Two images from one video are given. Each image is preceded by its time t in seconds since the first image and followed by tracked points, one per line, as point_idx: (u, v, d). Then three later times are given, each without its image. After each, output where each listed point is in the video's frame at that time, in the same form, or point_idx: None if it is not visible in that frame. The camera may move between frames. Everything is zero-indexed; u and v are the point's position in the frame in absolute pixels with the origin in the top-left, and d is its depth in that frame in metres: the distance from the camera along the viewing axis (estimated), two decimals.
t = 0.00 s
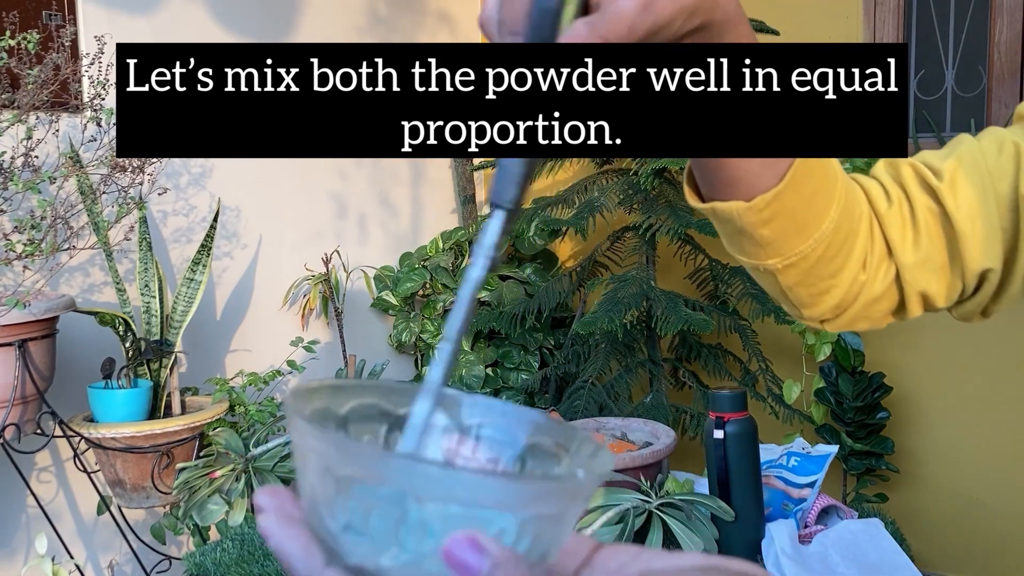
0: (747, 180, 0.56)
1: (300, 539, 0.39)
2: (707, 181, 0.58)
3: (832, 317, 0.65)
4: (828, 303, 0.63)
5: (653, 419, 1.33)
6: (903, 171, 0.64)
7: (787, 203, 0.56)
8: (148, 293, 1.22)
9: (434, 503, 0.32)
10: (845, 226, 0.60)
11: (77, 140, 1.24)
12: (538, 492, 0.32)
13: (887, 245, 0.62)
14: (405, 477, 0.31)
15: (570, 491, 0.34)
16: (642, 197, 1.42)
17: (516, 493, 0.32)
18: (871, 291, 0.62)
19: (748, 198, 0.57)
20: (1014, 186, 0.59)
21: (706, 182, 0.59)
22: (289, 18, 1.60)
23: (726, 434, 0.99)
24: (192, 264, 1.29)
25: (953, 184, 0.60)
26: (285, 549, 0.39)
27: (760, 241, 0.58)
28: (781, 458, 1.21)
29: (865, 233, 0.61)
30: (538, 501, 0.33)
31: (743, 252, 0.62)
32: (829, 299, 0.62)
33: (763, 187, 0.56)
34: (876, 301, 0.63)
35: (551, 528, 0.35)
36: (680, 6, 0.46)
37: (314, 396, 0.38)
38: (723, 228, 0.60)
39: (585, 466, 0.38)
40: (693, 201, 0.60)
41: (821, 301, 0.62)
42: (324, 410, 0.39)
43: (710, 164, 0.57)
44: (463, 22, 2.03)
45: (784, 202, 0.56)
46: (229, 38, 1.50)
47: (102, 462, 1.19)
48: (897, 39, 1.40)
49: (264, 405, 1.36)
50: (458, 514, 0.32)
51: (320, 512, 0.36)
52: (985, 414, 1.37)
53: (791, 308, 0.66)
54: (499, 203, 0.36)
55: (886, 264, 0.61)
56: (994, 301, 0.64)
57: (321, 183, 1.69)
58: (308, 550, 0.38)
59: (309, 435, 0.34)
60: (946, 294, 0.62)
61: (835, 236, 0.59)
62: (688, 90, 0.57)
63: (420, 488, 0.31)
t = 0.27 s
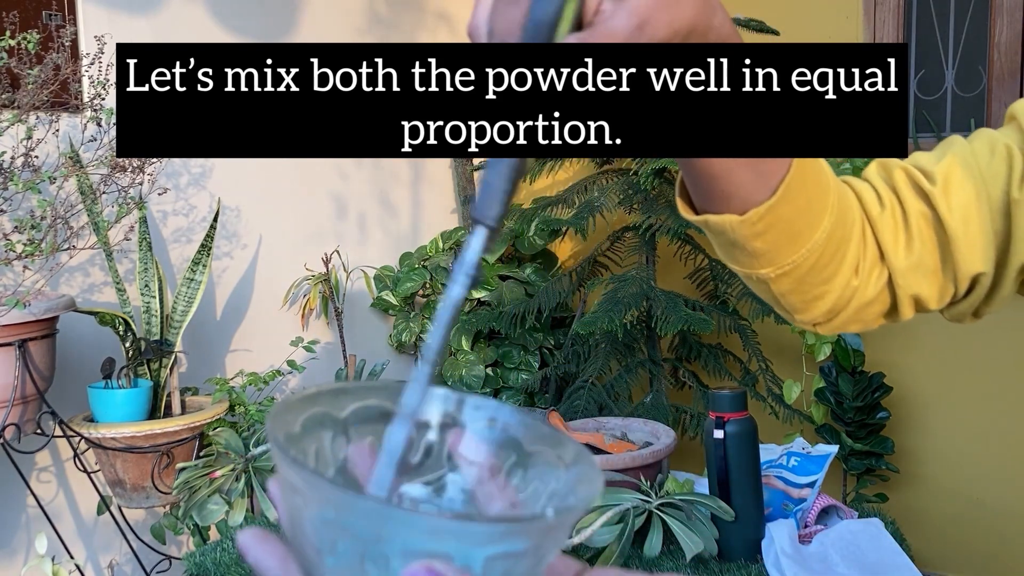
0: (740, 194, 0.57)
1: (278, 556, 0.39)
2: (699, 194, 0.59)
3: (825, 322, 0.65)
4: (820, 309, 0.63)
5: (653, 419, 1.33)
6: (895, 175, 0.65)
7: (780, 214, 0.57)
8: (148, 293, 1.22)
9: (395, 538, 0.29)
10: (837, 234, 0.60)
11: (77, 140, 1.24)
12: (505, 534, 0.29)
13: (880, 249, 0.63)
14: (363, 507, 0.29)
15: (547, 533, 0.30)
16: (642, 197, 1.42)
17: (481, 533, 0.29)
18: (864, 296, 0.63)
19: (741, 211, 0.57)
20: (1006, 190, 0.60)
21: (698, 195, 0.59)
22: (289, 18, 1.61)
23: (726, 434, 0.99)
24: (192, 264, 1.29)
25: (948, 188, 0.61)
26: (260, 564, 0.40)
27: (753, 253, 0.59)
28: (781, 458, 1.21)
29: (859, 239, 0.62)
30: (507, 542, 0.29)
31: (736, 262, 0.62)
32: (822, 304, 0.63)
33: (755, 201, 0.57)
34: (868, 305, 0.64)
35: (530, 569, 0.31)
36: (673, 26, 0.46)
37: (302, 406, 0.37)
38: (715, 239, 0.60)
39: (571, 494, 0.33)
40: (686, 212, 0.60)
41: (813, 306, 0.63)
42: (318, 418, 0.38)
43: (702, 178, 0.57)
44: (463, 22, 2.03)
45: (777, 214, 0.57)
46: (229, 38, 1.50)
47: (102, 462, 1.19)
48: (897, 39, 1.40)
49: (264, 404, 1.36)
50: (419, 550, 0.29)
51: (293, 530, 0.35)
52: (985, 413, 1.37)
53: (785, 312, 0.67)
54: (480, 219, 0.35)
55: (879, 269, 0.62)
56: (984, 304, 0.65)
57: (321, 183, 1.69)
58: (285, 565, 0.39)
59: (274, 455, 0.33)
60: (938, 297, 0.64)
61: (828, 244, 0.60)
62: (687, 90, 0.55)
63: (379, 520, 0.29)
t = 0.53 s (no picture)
0: (739, 193, 0.57)
1: (280, 544, 0.38)
2: (698, 193, 0.58)
3: (820, 328, 0.65)
4: (815, 313, 0.63)
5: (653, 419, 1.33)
6: (888, 181, 0.65)
7: (778, 215, 0.57)
8: (148, 293, 1.22)
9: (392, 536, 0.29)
10: (834, 238, 0.60)
11: (77, 140, 1.24)
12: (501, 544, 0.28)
13: (873, 254, 0.62)
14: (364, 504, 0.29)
15: (544, 546, 0.30)
16: (642, 196, 1.42)
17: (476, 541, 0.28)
18: (858, 302, 0.62)
19: (740, 209, 0.57)
20: (994, 195, 0.60)
21: (696, 194, 0.59)
22: (289, 18, 1.61)
23: (726, 434, 0.99)
24: (192, 264, 1.29)
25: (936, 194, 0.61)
26: (259, 550, 0.38)
27: (751, 254, 0.59)
28: (781, 458, 1.21)
29: (854, 243, 0.62)
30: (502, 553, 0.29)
31: (732, 264, 0.62)
32: (818, 308, 0.62)
33: (755, 200, 0.57)
34: (862, 310, 0.63)
35: None
36: (692, 21, 0.46)
37: (318, 401, 0.38)
38: (713, 239, 0.60)
39: (574, 512, 0.33)
40: (683, 212, 0.60)
41: (809, 312, 0.63)
42: (332, 414, 0.38)
43: (702, 176, 0.57)
44: (462, 22, 2.03)
45: (776, 214, 0.57)
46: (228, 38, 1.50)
47: (102, 462, 1.19)
48: (897, 39, 1.40)
49: (265, 404, 1.36)
50: (415, 551, 0.29)
51: (296, 522, 0.35)
52: (984, 413, 1.37)
53: (780, 319, 0.66)
54: (538, 235, 0.36)
55: (873, 274, 0.62)
56: (979, 310, 0.64)
57: (321, 183, 1.69)
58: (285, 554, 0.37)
59: (284, 445, 0.33)
60: (934, 302, 0.63)
61: (825, 248, 0.60)
62: (688, 90, 0.54)
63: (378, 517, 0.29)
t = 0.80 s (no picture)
0: (734, 193, 0.56)
1: (277, 539, 0.39)
2: (693, 193, 0.57)
3: (817, 332, 0.63)
4: (811, 317, 0.61)
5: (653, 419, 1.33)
6: (882, 184, 0.64)
7: (774, 215, 0.56)
8: (148, 293, 1.22)
9: (388, 533, 0.30)
10: (829, 242, 0.59)
11: (77, 140, 1.24)
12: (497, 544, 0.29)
13: (869, 257, 0.61)
14: (363, 500, 0.29)
15: (540, 548, 0.30)
16: (642, 196, 1.42)
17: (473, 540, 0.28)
18: (854, 305, 0.61)
19: (735, 210, 0.56)
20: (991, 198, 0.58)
21: (691, 195, 0.58)
22: (289, 18, 1.61)
23: (726, 434, 0.99)
24: (192, 264, 1.29)
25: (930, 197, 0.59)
26: (258, 545, 0.40)
27: (747, 255, 0.57)
28: (781, 458, 1.21)
29: (849, 247, 0.60)
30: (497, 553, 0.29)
31: (729, 266, 0.60)
32: (814, 312, 0.60)
33: (749, 200, 0.56)
34: (859, 314, 0.61)
35: None
36: (680, 19, 0.45)
37: (321, 399, 0.38)
38: (708, 240, 0.59)
39: (571, 519, 0.34)
40: (679, 214, 0.59)
41: (804, 314, 0.61)
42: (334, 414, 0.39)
43: (696, 177, 0.56)
44: (462, 22, 2.03)
45: (772, 215, 0.56)
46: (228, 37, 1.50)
47: (102, 462, 1.19)
48: (897, 39, 1.40)
49: (265, 405, 1.36)
50: (410, 548, 0.30)
51: (295, 519, 0.35)
52: (984, 413, 1.37)
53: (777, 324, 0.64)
54: (508, 228, 0.37)
55: (868, 278, 0.60)
56: (976, 313, 0.62)
57: (321, 183, 1.69)
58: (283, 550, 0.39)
59: (287, 440, 0.33)
60: (932, 305, 0.61)
61: (820, 251, 0.58)
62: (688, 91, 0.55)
63: (375, 514, 0.29)
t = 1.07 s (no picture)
0: (728, 203, 0.56)
1: (268, 536, 0.36)
2: (688, 203, 0.57)
3: (814, 332, 0.63)
4: (809, 319, 0.61)
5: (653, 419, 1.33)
6: (876, 184, 0.62)
7: (768, 225, 0.56)
8: (148, 293, 1.22)
9: (383, 532, 0.29)
10: (825, 245, 0.58)
11: (76, 140, 1.24)
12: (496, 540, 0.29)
13: (865, 259, 0.60)
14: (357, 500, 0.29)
15: (538, 544, 0.30)
16: (642, 197, 1.42)
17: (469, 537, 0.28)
18: (850, 306, 0.61)
19: (729, 219, 0.56)
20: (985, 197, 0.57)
21: (685, 206, 0.58)
22: (289, 18, 1.61)
23: (726, 434, 0.99)
24: (192, 264, 1.29)
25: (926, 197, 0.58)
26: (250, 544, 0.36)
27: (742, 262, 0.57)
28: (781, 458, 1.21)
29: (845, 248, 0.60)
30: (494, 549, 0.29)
31: (725, 272, 0.60)
32: (811, 313, 0.61)
33: (743, 210, 0.56)
34: (855, 314, 0.62)
35: None
36: (670, 33, 0.45)
37: (315, 397, 0.37)
38: (703, 250, 0.59)
39: (565, 514, 0.34)
40: (674, 223, 0.59)
41: (801, 314, 0.61)
42: (328, 411, 0.38)
43: (688, 189, 0.56)
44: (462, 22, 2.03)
45: (765, 224, 0.56)
46: (228, 38, 1.50)
47: (102, 462, 1.19)
48: (897, 40, 1.40)
49: (265, 405, 1.36)
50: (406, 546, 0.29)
51: (287, 518, 0.35)
52: (983, 412, 1.37)
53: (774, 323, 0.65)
54: (475, 221, 0.33)
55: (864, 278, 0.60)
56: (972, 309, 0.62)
57: (321, 183, 1.69)
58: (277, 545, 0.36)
59: (277, 441, 0.33)
60: (929, 301, 0.61)
61: (816, 257, 0.58)
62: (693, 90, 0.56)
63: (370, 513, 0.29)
